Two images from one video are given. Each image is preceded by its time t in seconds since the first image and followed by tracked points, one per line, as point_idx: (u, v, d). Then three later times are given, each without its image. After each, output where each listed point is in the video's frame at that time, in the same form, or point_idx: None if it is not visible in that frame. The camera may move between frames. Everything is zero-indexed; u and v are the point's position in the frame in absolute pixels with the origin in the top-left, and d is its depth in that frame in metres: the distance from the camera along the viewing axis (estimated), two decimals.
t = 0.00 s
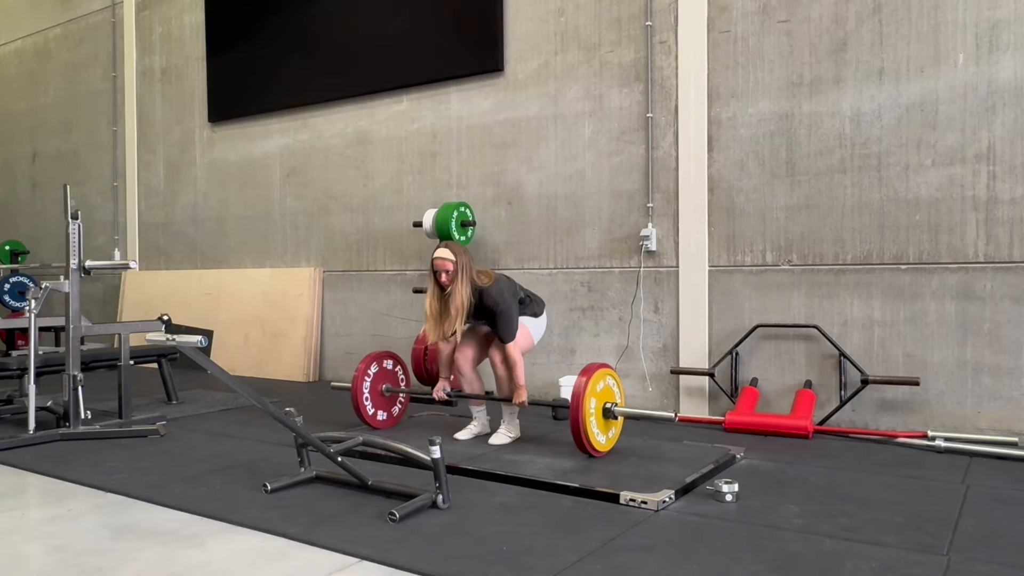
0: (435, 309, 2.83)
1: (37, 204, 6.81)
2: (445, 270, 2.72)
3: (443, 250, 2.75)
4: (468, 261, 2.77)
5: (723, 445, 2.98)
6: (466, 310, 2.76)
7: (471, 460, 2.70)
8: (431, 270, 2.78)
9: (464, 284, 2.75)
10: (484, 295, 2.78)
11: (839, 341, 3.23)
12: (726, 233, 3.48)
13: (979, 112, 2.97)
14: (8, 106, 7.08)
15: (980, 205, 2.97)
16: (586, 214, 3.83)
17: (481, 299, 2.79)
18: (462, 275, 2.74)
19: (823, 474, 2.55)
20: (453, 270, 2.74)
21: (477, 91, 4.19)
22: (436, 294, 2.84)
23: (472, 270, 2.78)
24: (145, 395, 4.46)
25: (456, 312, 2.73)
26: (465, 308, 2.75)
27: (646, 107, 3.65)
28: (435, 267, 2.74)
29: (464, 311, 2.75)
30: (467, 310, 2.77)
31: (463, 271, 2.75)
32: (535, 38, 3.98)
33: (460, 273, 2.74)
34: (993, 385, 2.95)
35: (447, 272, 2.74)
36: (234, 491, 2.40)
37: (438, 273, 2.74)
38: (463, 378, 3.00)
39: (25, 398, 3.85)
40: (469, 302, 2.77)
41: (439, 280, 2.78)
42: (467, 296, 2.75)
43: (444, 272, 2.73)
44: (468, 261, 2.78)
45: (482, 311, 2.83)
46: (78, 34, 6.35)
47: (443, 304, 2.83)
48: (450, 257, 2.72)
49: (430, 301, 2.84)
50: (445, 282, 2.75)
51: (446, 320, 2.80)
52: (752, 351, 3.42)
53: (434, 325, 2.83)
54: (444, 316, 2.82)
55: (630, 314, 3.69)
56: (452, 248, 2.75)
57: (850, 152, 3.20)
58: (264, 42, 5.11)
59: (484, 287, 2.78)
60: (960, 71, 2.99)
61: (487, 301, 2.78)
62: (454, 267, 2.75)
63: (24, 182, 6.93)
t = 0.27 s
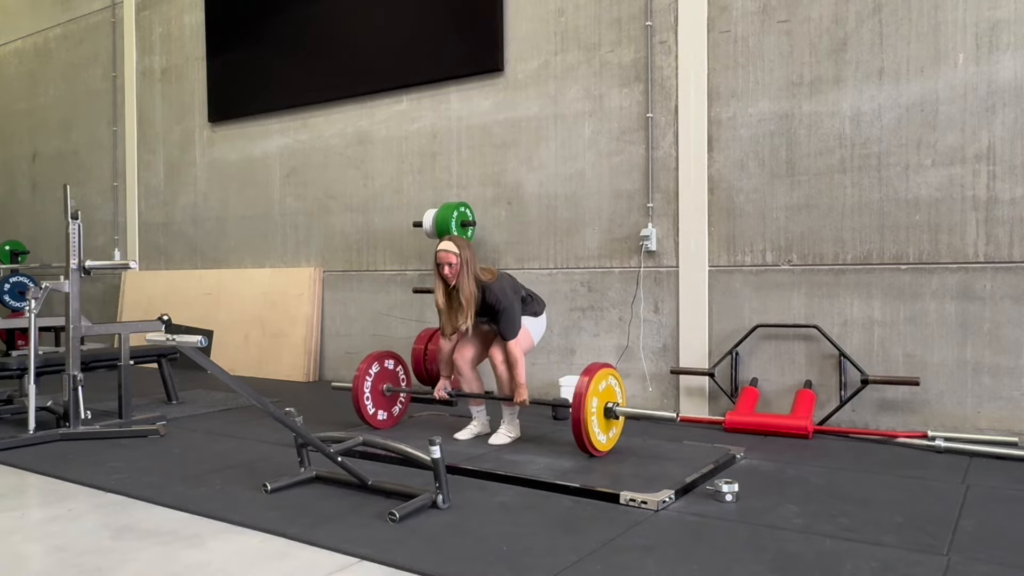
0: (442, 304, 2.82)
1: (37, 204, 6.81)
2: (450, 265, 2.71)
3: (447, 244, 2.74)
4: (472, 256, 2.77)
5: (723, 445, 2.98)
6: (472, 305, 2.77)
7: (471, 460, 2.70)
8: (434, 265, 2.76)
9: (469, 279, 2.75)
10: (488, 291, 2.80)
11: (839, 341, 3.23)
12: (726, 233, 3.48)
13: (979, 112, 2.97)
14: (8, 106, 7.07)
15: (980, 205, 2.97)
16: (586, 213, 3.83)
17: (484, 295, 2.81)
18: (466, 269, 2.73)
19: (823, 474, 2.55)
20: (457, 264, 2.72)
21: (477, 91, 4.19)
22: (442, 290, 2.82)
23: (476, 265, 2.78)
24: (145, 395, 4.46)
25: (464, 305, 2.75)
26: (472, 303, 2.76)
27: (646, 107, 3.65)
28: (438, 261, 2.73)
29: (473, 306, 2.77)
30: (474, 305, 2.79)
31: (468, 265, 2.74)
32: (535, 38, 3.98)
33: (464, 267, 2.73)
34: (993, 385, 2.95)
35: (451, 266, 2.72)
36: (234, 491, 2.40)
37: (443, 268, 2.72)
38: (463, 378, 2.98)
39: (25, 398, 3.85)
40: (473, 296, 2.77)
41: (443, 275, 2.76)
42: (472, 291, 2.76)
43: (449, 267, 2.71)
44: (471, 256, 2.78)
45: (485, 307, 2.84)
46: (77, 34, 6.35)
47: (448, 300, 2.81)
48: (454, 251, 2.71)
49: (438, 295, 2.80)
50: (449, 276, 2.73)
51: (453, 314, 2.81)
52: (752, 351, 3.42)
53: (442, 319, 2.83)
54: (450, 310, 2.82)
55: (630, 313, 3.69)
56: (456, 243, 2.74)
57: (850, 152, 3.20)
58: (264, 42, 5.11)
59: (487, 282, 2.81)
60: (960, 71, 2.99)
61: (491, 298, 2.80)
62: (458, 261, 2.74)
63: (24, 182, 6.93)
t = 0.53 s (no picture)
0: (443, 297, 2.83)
1: (37, 205, 6.81)
2: (450, 260, 2.71)
3: (449, 239, 2.74)
4: (473, 252, 2.77)
5: (723, 445, 2.98)
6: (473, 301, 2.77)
7: (471, 460, 2.70)
8: (436, 260, 2.76)
9: (470, 275, 2.75)
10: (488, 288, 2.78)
11: (839, 341, 3.22)
12: (726, 233, 3.48)
13: (979, 112, 2.97)
14: (8, 106, 7.07)
15: (980, 205, 2.97)
16: (586, 213, 3.83)
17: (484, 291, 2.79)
18: (467, 266, 2.74)
19: (823, 474, 2.55)
20: (457, 259, 2.72)
21: (477, 91, 4.19)
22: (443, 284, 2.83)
23: (477, 261, 2.78)
24: (145, 395, 4.46)
25: (463, 302, 2.75)
26: (472, 299, 2.76)
27: (646, 107, 3.65)
28: (439, 256, 2.73)
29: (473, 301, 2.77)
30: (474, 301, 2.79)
31: (469, 261, 2.74)
32: (535, 38, 3.98)
33: (465, 264, 2.73)
34: (993, 385, 2.95)
35: (451, 262, 2.72)
36: (233, 491, 2.40)
37: (443, 263, 2.72)
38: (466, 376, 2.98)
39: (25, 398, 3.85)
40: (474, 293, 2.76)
41: (444, 269, 2.76)
42: (472, 287, 2.75)
43: (449, 262, 2.71)
44: (473, 252, 2.78)
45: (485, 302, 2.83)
46: (78, 34, 6.35)
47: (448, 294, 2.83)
48: (456, 246, 2.71)
49: (439, 289, 2.82)
50: (449, 271, 2.74)
51: (454, 308, 2.82)
52: (752, 351, 3.42)
53: (442, 312, 2.85)
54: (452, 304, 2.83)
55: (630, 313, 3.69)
56: (457, 238, 2.74)
57: (850, 152, 3.20)
58: (264, 42, 5.11)
59: (488, 280, 2.79)
60: (960, 71, 2.99)
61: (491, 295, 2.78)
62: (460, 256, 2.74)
63: (24, 182, 6.93)
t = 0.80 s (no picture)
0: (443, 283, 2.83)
1: (37, 205, 6.81)
2: (451, 245, 2.71)
3: (452, 225, 2.75)
4: (476, 239, 2.78)
5: (723, 445, 2.98)
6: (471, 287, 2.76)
7: (471, 460, 2.70)
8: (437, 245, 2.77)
9: (470, 261, 2.75)
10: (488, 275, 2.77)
11: (839, 341, 3.23)
12: (726, 233, 3.48)
13: (979, 112, 2.97)
14: (8, 106, 7.07)
15: (980, 205, 2.97)
16: (586, 213, 3.83)
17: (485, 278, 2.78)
18: (468, 251, 2.74)
19: (823, 474, 2.55)
20: (459, 244, 2.73)
21: (477, 91, 4.19)
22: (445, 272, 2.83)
23: (479, 248, 2.78)
24: (145, 395, 4.46)
25: (463, 289, 2.75)
26: (471, 285, 2.76)
27: (646, 107, 3.65)
28: (441, 241, 2.74)
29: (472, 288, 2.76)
30: (474, 288, 2.79)
31: (470, 246, 2.74)
32: (535, 38, 3.98)
33: (466, 250, 2.74)
34: (993, 385, 2.95)
35: (452, 247, 2.72)
36: (233, 491, 2.40)
37: (444, 248, 2.73)
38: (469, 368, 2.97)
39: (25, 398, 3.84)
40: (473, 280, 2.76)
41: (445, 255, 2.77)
42: (472, 273, 2.75)
43: (450, 247, 2.72)
44: (475, 239, 2.78)
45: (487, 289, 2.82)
46: (77, 34, 6.35)
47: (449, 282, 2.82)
48: (458, 231, 2.72)
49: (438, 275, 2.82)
50: (450, 257, 2.74)
51: (454, 295, 2.82)
52: (752, 351, 3.42)
53: (442, 299, 2.84)
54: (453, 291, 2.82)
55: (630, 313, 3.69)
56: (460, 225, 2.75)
57: (850, 152, 3.20)
58: (264, 42, 5.11)
59: (489, 267, 2.78)
60: (959, 71, 2.99)
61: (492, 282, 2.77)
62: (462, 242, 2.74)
63: (24, 182, 6.92)
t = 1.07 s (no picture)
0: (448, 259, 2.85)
1: (37, 205, 6.81)
2: (456, 217, 2.75)
3: (459, 198, 2.80)
4: (481, 215, 2.81)
5: (723, 444, 2.99)
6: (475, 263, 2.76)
7: (471, 460, 2.70)
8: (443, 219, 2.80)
9: (475, 236, 2.77)
10: (491, 252, 2.77)
11: (839, 341, 3.23)
12: (726, 233, 3.48)
13: (979, 112, 2.97)
14: (8, 106, 7.07)
15: (980, 205, 2.97)
16: (586, 213, 3.83)
17: (488, 255, 2.78)
18: (473, 225, 2.77)
19: (823, 474, 2.55)
20: (464, 217, 2.76)
21: (477, 91, 4.19)
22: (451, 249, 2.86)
23: (484, 224, 2.81)
24: (145, 395, 4.46)
25: (468, 262, 2.76)
26: (475, 260, 2.77)
27: (646, 107, 3.65)
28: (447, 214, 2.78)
29: (474, 263, 2.77)
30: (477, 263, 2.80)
31: (475, 221, 2.77)
32: (536, 38, 3.98)
33: (471, 223, 2.76)
34: (993, 385, 2.95)
35: (458, 220, 2.76)
36: (233, 491, 2.40)
37: (450, 221, 2.76)
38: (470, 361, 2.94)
39: (25, 398, 3.85)
40: (477, 254, 2.77)
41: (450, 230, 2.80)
42: (476, 248, 2.77)
43: (455, 220, 2.75)
44: (480, 215, 2.82)
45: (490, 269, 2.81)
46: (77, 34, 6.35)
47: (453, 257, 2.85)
48: (464, 204, 2.76)
49: (444, 249, 2.85)
50: (455, 230, 2.76)
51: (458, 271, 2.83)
52: (752, 351, 3.42)
53: (446, 275, 2.86)
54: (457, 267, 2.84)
55: (629, 313, 3.69)
56: (467, 199, 2.79)
57: (850, 152, 3.20)
58: (264, 42, 5.11)
59: (491, 244, 2.79)
60: (959, 71, 2.99)
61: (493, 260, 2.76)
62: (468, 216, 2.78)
63: (24, 182, 6.92)
